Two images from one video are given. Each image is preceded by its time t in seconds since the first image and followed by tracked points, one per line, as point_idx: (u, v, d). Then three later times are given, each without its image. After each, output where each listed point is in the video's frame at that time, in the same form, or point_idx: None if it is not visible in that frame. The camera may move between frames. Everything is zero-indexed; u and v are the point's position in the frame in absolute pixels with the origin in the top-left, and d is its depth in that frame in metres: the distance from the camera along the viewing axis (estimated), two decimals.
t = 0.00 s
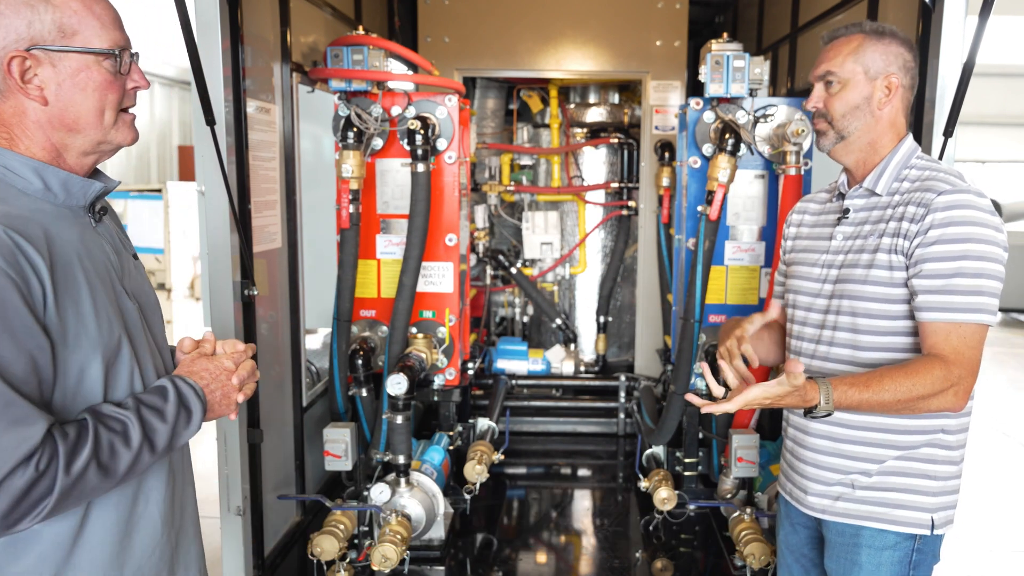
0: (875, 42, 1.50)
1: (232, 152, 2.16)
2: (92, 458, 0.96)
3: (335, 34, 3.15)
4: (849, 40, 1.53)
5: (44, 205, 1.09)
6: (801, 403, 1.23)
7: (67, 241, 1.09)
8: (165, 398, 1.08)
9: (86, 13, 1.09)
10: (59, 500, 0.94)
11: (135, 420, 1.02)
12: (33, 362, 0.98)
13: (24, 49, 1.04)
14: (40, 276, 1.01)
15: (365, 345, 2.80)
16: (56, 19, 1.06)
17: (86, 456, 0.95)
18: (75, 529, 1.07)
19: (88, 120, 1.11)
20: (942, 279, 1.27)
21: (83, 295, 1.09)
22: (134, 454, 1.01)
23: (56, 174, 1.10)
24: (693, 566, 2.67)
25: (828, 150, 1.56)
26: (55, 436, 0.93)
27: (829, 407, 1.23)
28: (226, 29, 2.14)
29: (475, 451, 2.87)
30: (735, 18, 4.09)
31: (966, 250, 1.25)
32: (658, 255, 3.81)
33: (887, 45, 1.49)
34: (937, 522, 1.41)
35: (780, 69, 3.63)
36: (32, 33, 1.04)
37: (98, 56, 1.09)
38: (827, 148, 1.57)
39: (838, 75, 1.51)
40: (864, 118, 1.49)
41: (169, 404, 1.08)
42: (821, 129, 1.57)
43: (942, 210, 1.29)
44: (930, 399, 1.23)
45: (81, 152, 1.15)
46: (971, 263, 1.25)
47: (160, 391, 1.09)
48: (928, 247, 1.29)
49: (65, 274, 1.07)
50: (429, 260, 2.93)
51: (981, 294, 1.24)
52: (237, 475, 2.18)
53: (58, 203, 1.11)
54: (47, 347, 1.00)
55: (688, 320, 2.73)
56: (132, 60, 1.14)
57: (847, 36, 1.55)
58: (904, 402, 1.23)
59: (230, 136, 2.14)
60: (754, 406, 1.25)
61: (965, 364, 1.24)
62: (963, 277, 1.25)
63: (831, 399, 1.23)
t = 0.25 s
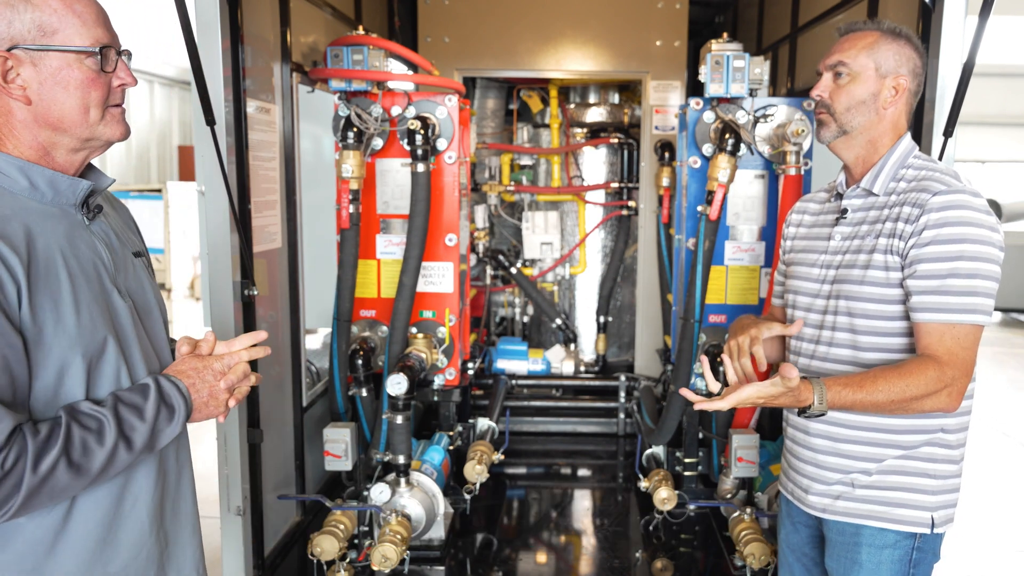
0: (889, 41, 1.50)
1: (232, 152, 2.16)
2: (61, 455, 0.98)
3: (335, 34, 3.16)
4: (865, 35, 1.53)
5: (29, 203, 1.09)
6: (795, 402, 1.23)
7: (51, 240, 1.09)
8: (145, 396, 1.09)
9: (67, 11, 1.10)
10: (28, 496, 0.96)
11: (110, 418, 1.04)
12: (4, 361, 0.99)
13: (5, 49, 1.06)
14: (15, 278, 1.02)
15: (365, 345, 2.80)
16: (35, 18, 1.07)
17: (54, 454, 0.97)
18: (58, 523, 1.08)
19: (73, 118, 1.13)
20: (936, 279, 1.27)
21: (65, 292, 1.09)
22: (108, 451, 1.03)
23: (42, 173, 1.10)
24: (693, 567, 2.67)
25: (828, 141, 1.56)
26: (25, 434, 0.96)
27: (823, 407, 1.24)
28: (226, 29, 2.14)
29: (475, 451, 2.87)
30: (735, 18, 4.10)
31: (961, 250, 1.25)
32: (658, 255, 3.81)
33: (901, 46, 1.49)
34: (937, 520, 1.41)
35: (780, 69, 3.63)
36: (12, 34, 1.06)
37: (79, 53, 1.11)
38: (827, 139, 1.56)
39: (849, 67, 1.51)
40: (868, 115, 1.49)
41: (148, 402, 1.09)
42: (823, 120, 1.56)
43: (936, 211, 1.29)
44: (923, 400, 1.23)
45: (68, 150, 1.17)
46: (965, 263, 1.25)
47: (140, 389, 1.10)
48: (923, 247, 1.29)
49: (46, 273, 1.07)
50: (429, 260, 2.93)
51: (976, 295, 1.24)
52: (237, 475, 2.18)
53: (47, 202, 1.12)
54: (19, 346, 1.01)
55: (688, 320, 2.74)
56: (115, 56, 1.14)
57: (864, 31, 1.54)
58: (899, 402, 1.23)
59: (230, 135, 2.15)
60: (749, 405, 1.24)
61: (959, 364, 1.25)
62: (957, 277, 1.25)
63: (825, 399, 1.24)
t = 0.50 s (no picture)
0: (881, 41, 1.49)
1: (232, 151, 2.16)
2: (41, 449, 0.99)
3: (335, 34, 3.16)
4: (856, 38, 1.53)
5: (27, 202, 1.09)
6: (795, 403, 1.23)
7: (46, 237, 1.09)
8: (132, 393, 1.10)
9: (64, 11, 1.10)
10: (7, 490, 0.98)
11: (95, 414, 1.05)
12: None
13: (3, 50, 1.07)
14: (7, 276, 1.01)
15: (365, 345, 2.80)
16: (33, 19, 1.08)
17: (34, 448, 0.99)
18: (50, 515, 1.09)
19: (74, 117, 1.14)
20: (937, 280, 1.26)
21: (58, 289, 1.09)
22: (90, 446, 1.04)
23: (41, 172, 1.11)
24: (693, 566, 2.67)
25: (828, 148, 1.56)
26: (7, 427, 0.98)
27: (823, 407, 1.24)
28: (227, 29, 2.15)
29: (475, 451, 2.87)
30: (735, 18, 4.10)
31: (962, 251, 1.25)
32: (658, 255, 3.81)
33: (893, 45, 1.49)
34: (935, 520, 1.41)
35: (780, 69, 3.63)
36: (11, 34, 1.07)
37: (78, 53, 1.12)
38: (828, 145, 1.56)
39: (842, 73, 1.51)
40: (866, 117, 1.49)
41: (136, 399, 1.09)
42: (821, 126, 1.57)
43: (938, 211, 1.29)
44: (922, 400, 1.23)
45: (70, 147, 1.18)
46: (967, 263, 1.24)
47: (129, 386, 1.10)
48: (924, 248, 1.29)
49: (41, 270, 1.07)
50: (429, 260, 2.93)
51: (977, 296, 1.23)
52: (237, 475, 2.18)
53: (46, 200, 1.12)
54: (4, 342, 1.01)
55: (688, 321, 2.73)
56: (114, 55, 1.15)
57: (854, 34, 1.54)
58: (898, 403, 1.23)
59: (230, 135, 2.15)
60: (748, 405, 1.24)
61: (959, 365, 1.25)
62: (958, 278, 1.25)
63: (824, 399, 1.24)
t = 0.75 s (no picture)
0: (883, 41, 1.49)
1: (232, 152, 2.16)
2: (59, 444, 1.01)
3: (335, 34, 3.15)
4: (858, 37, 1.52)
5: (43, 202, 1.10)
6: (795, 402, 1.23)
7: (62, 236, 1.10)
8: (150, 391, 1.10)
9: (75, 12, 1.12)
10: (25, 484, 1.00)
11: (112, 411, 1.06)
12: (8, 354, 1.01)
13: (18, 51, 1.09)
14: (21, 273, 1.03)
15: (365, 345, 2.80)
16: (45, 21, 1.10)
17: (52, 443, 1.00)
18: (69, 508, 1.10)
19: (87, 115, 1.15)
20: (937, 279, 1.26)
21: (75, 286, 1.10)
22: (108, 443, 1.05)
23: (55, 171, 1.12)
24: (693, 566, 2.67)
25: (829, 147, 1.56)
26: (26, 421, 0.99)
27: (823, 407, 1.24)
28: (226, 29, 2.15)
29: (475, 451, 2.87)
30: (735, 18, 4.10)
31: (961, 250, 1.25)
32: (658, 255, 3.81)
33: (895, 45, 1.49)
34: (935, 520, 1.41)
35: (780, 68, 3.63)
36: (24, 36, 1.09)
37: (89, 52, 1.13)
38: (828, 146, 1.56)
39: (843, 73, 1.51)
40: (866, 117, 1.49)
41: (153, 396, 1.10)
42: (821, 127, 1.56)
43: (938, 211, 1.29)
44: (922, 400, 1.23)
45: (84, 147, 1.18)
46: (966, 263, 1.24)
47: (147, 382, 1.11)
48: (924, 247, 1.29)
49: (57, 267, 1.08)
50: (429, 260, 2.93)
51: (976, 295, 1.23)
52: (237, 474, 2.18)
53: (60, 198, 1.13)
54: (21, 338, 1.03)
55: (688, 321, 2.73)
56: (124, 54, 1.17)
57: (856, 33, 1.54)
58: (898, 401, 1.23)
59: (230, 135, 2.15)
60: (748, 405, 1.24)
61: (959, 364, 1.24)
62: (958, 278, 1.25)
63: (825, 399, 1.24)
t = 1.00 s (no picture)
0: (883, 41, 1.49)
1: (232, 152, 2.16)
2: (93, 436, 1.01)
3: (335, 34, 3.15)
4: (858, 37, 1.52)
5: (63, 201, 1.11)
6: (795, 403, 1.23)
7: (86, 232, 1.12)
8: (181, 383, 1.11)
9: (96, 16, 1.13)
10: (62, 475, 1.00)
11: (144, 403, 1.06)
12: (40, 347, 1.02)
13: (42, 55, 1.10)
14: (48, 268, 1.04)
15: (365, 345, 2.80)
16: (68, 24, 1.10)
17: (87, 435, 1.01)
18: (101, 499, 1.11)
19: (110, 116, 1.16)
20: (937, 280, 1.27)
21: (99, 281, 1.11)
22: (141, 435, 1.06)
23: (77, 171, 1.13)
24: (693, 566, 2.67)
25: (830, 149, 1.56)
26: (60, 413, 1.00)
27: (823, 407, 1.24)
28: (226, 29, 2.15)
29: (475, 451, 2.87)
30: (734, 18, 4.10)
31: (961, 251, 1.25)
32: (658, 255, 3.81)
33: (895, 45, 1.49)
34: (935, 520, 1.41)
35: (780, 68, 3.63)
36: (48, 39, 1.09)
37: (111, 55, 1.14)
38: (829, 147, 1.56)
39: (844, 73, 1.51)
40: (867, 118, 1.49)
41: (185, 388, 1.10)
42: (822, 128, 1.56)
43: (938, 211, 1.29)
44: (923, 400, 1.24)
45: (105, 148, 1.20)
46: (967, 263, 1.24)
47: (178, 375, 1.12)
48: (925, 248, 1.29)
49: (81, 263, 1.09)
50: (429, 260, 2.93)
51: (976, 296, 1.23)
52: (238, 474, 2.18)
53: (81, 197, 1.14)
54: (52, 331, 1.03)
55: (688, 321, 2.73)
56: (144, 57, 1.18)
57: (856, 33, 1.54)
58: (898, 402, 1.23)
59: (230, 135, 2.15)
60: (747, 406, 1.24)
61: (959, 364, 1.25)
62: (958, 278, 1.25)
63: (825, 399, 1.24)
